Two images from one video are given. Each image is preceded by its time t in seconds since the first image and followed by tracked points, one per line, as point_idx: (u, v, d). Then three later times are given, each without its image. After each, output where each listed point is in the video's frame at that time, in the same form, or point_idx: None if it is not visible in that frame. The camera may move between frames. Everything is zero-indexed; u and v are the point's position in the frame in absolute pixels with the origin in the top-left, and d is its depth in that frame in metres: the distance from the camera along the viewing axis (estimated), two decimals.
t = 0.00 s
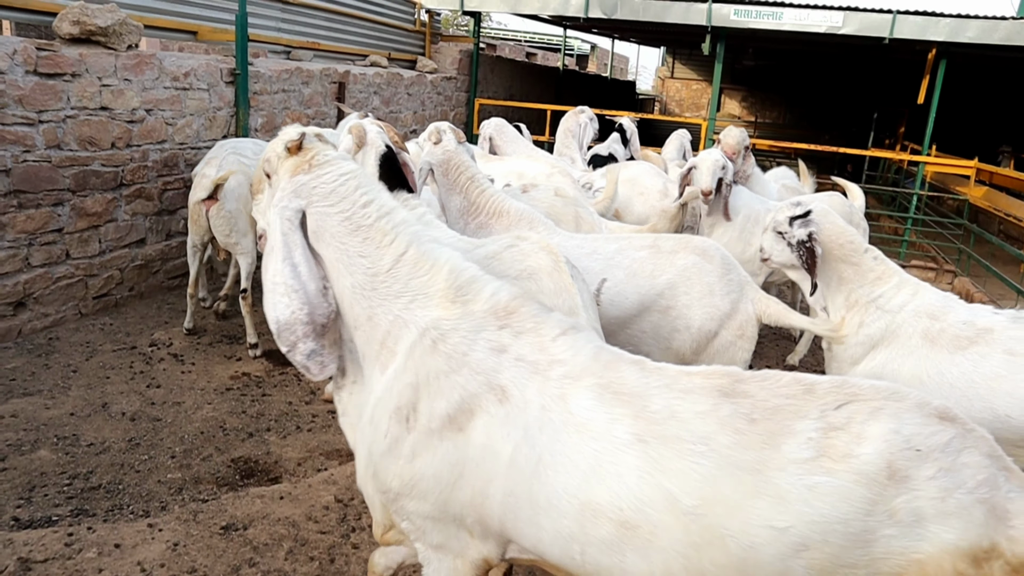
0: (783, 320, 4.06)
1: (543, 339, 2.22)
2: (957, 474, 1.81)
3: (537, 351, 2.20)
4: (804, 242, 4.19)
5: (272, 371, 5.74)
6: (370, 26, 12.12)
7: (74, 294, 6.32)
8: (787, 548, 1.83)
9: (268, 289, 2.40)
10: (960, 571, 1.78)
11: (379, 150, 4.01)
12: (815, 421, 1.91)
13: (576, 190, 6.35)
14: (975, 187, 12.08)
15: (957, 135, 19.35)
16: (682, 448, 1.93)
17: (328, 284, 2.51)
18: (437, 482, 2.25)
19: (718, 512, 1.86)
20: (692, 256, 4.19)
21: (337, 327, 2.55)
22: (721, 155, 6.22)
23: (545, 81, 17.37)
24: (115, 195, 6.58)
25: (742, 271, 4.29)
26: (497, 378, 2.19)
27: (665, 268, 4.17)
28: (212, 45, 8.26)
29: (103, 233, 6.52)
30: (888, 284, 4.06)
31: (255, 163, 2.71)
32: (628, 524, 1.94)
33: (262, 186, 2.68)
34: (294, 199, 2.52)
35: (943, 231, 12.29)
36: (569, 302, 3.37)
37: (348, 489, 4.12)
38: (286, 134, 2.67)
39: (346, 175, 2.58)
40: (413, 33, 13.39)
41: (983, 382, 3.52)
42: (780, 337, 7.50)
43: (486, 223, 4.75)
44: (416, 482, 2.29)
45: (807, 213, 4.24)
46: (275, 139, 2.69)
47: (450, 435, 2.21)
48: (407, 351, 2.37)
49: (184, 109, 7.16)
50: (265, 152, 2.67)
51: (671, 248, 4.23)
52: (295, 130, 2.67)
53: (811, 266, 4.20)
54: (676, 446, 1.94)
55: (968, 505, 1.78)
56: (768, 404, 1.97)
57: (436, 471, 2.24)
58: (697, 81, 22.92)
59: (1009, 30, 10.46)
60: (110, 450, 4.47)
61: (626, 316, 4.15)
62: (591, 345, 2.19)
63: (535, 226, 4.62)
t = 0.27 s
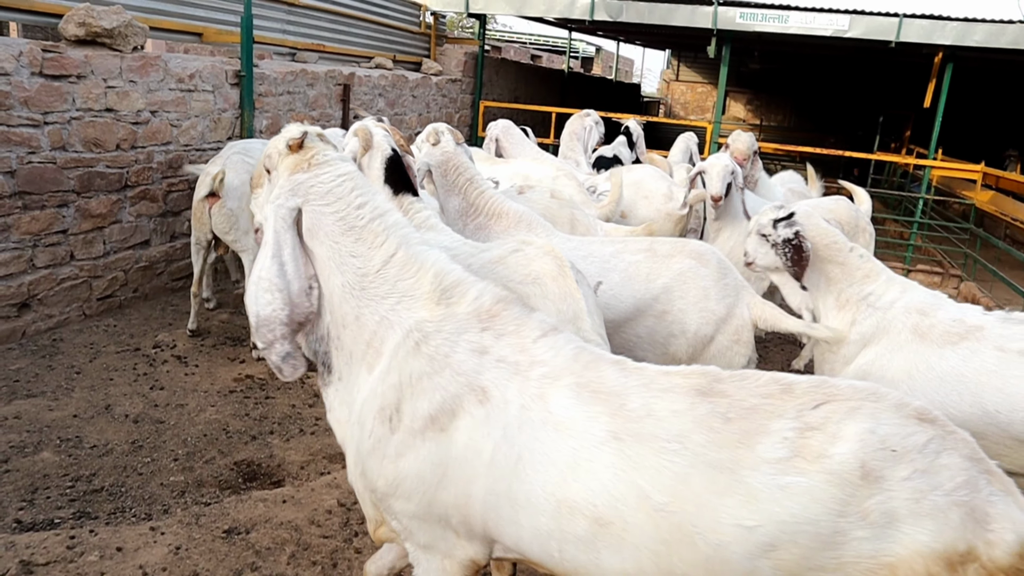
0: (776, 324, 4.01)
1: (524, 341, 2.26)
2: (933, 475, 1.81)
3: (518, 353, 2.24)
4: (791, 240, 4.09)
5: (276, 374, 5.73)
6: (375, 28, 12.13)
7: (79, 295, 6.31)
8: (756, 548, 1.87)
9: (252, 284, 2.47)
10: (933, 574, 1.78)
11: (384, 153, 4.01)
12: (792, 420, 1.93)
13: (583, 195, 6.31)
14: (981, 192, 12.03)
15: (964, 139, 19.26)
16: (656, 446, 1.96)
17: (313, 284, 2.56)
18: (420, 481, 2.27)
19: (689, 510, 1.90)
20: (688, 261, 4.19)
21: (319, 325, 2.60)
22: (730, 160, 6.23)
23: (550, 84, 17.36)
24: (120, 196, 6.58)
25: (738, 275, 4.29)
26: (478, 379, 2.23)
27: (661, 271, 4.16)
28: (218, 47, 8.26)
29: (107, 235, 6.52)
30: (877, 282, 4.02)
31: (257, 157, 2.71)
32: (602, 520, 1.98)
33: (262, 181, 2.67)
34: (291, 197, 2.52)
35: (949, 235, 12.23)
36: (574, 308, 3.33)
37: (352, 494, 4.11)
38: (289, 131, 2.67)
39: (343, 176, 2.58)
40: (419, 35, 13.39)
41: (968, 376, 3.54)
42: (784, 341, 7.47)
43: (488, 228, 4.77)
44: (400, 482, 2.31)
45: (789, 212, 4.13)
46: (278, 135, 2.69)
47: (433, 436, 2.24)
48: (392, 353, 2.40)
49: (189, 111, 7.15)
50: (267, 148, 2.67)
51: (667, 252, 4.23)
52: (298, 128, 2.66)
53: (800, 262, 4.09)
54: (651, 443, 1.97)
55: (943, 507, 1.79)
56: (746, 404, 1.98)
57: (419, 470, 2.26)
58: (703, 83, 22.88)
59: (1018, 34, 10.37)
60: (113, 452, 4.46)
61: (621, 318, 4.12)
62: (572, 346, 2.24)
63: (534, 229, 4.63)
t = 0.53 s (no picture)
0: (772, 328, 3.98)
1: (505, 340, 2.27)
2: (904, 472, 1.82)
3: (500, 350, 2.25)
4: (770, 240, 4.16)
5: (279, 374, 5.71)
6: (382, 27, 12.12)
7: (83, 294, 6.31)
8: (717, 542, 1.88)
9: (236, 266, 2.46)
10: (900, 573, 1.78)
11: (391, 153, 3.99)
12: (762, 415, 1.94)
13: (589, 196, 6.28)
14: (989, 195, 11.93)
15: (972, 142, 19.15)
16: (625, 439, 1.98)
17: (298, 276, 2.56)
18: (400, 475, 2.27)
19: (653, 503, 1.92)
20: (684, 261, 4.19)
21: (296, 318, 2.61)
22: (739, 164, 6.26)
23: (556, 84, 17.34)
24: (124, 194, 6.57)
25: (735, 279, 4.25)
26: (461, 376, 2.23)
27: (657, 272, 4.14)
28: (224, 46, 8.25)
29: (112, 233, 6.50)
30: (860, 277, 4.18)
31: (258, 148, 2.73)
32: (569, 513, 1.99)
33: (264, 172, 2.68)
34: (291, 190, 2.53)
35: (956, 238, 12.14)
36: (579, 312, 3.31)
37: (354, 496, 4.08)
38: (293, 124, 2.68)
39: (344, 172, 2.61)
40: (425, 34, 13.38)
41: (953, 365, 3.79)
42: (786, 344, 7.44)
43: (485, 229, 4.79)
44: (382, 476, 2.31)
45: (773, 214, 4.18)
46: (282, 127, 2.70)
47: (416, 431, 2.23)
48: (378, 349, 2.39)
49: (194, 110, 7.14)
50: (270, 139, 2.68)
51: (664, 252, 4.22)
52: (302, 121, 2.68)
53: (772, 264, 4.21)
54: (620, 437, 1.99)
55: (914, 504, 1.79)
56: (715, 399, 2.00)
57: (402, 465, 2.25)
58: (709, 84, 22.84)
59: None
60: (116, 452, 4.44)
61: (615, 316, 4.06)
62: (551, 344, 2.25)
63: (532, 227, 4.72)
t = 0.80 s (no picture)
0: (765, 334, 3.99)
1: (489, 339, 2.40)
2: (875, 471, 1.92)
3: (482, 350, 2.37)
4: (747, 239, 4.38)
5: (281, 378, 5.69)
6: (384, 30, 12.11)
7: (84, 297, 6.29)
8: (683, 535, 1.99)
9: (222, 256, 2.64)
10: (871, 573, 1.86)
11: (392, 158, 4.00)
12: (733, 411, 2.06)
13: (593, 200, 6.26)
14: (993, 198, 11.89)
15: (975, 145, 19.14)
16: (596, 435, 2.10)
17: (283, 272, 2.72)
18: (382, 471, 2.39)
19: (620, 498, 2.03)
20: (677, 264, 4.18)
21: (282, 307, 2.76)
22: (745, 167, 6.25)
23: (558, 86, 17.30)
24: (126, 198, 6.55)
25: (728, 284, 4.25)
26: (444, 374, 2.36)
27: (650, 274, 4.14)
28: (227, 48, 8.23)
29: (114, 237, 6.48)
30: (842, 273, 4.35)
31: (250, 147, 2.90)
32: (539, 509, 2.11)
33: (257, 174, 2.84)
34: (282, 185, 2.70)
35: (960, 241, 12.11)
36: (582, 318, 3.27)
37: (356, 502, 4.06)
38: (284, 123, 2.86)
39: (334, 165, 2.78)
40: (427, 37, 13.36)
41: (936, 361, 3.89)
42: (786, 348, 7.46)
43: (484, 232, 4.78)
44: (365, 473, 2.43)
45: (760, 215, 4.39)
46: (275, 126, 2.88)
47: (399, 428, 2.35)
48: (366, 347, 2.53)
49: (196, 113, 7.12)
50: (262, 138, 2.85)
51: (657, 255, 4.23)
52: (294, 120, 2.86)
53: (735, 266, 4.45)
54: (591, 433, 2.11)
55: (886, 502, 1.88)
56: (686, 395, 2.12)
57: (384, 461, 2.38)
58: (712, 87, 22.81)
59: None
60: (116, 458, 4.42)
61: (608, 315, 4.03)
62: (533, 344, 2.36)
63: (528, 228, 4.72)
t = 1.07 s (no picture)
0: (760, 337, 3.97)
1: (476, 341, 2.55)
2: (856, 472, 1.97)
3: (468, 351, 2.53)
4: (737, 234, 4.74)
5: (284, 383, 5.67)
6: (386, 33, 12.09)
7: (86, 302, 6.27)
8: (660, 529, 2.07)
9: (217, 253, 2.99)
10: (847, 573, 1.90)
11: (393, 163, 4.01)
12: (712, 408, 2.15)
13: (597, 203, 6.24)
14: (998, 200, 11.85)
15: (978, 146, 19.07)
16: (575, 433, 2.21)
17: (271, 272, 3.04)
18: (372, 469, 2.55)
19: (596, 494, 2.14)
20: (671, 266, 4.16)
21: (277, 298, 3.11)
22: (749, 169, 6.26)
23: (561, 89, 17.28)
24: (128, 203, 6.54)
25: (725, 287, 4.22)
26: (430, 376, 2.51)
27: (643, 276, 4.12)
28: (229, 52, 8.22)
29: (116, 241, 6.47)
30: (833, 275, 4.51)
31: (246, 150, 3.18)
32: (518, 505, 2.23)
33: (251, 175, 3.10)
34: (274, 188, 2.99)
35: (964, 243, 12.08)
36: (586, 325, 3.24)
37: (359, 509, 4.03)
38: (277, 127, 3.13)
39: (323, 165, 3.02)
40: (429, 40, 13.35)
41: (927, 363, 3.99)
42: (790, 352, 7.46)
43: (482, 235, 4.81)
44: (351, 470, 2.60)
45: (755, 212, 4.73)
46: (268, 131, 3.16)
47: (387, 429, 2.52)
48: (355, 349, 2.71)
49: (199, 117, 7.12)
50: (257, 142, 3.13)
51: (652, 257, 4.22)
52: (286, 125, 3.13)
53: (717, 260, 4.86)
54: (570, 431, 2.22)
55: (866, 504, 1.93)
56: (667, 393, 2.22)
57: (371, 459, 2.55)
58: (714, 89, 22.78)
59: None
60: (118, 463, 4.40)
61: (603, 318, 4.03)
62: (519, 344, 2.51)
63: (524, 230, 4.77)
